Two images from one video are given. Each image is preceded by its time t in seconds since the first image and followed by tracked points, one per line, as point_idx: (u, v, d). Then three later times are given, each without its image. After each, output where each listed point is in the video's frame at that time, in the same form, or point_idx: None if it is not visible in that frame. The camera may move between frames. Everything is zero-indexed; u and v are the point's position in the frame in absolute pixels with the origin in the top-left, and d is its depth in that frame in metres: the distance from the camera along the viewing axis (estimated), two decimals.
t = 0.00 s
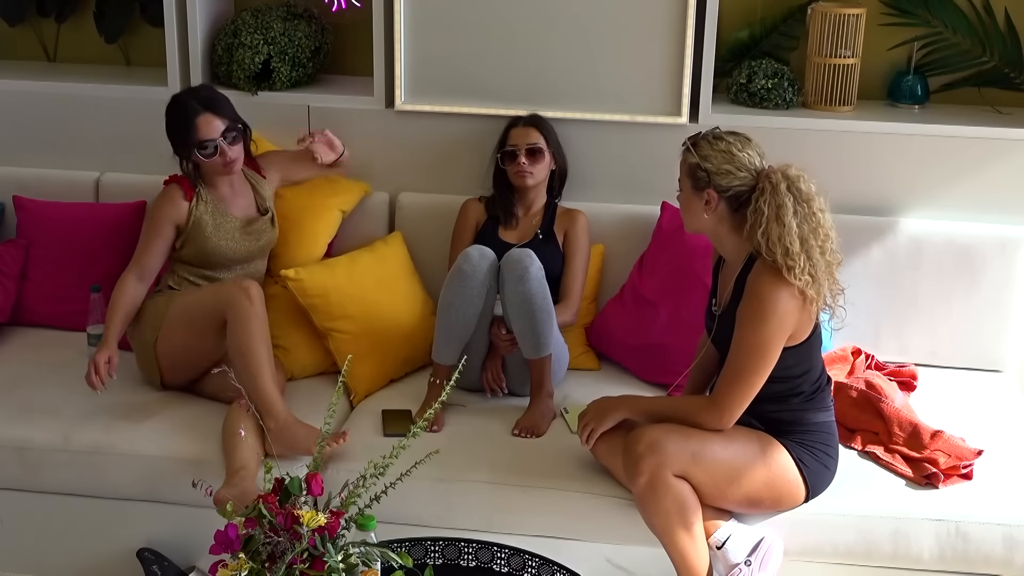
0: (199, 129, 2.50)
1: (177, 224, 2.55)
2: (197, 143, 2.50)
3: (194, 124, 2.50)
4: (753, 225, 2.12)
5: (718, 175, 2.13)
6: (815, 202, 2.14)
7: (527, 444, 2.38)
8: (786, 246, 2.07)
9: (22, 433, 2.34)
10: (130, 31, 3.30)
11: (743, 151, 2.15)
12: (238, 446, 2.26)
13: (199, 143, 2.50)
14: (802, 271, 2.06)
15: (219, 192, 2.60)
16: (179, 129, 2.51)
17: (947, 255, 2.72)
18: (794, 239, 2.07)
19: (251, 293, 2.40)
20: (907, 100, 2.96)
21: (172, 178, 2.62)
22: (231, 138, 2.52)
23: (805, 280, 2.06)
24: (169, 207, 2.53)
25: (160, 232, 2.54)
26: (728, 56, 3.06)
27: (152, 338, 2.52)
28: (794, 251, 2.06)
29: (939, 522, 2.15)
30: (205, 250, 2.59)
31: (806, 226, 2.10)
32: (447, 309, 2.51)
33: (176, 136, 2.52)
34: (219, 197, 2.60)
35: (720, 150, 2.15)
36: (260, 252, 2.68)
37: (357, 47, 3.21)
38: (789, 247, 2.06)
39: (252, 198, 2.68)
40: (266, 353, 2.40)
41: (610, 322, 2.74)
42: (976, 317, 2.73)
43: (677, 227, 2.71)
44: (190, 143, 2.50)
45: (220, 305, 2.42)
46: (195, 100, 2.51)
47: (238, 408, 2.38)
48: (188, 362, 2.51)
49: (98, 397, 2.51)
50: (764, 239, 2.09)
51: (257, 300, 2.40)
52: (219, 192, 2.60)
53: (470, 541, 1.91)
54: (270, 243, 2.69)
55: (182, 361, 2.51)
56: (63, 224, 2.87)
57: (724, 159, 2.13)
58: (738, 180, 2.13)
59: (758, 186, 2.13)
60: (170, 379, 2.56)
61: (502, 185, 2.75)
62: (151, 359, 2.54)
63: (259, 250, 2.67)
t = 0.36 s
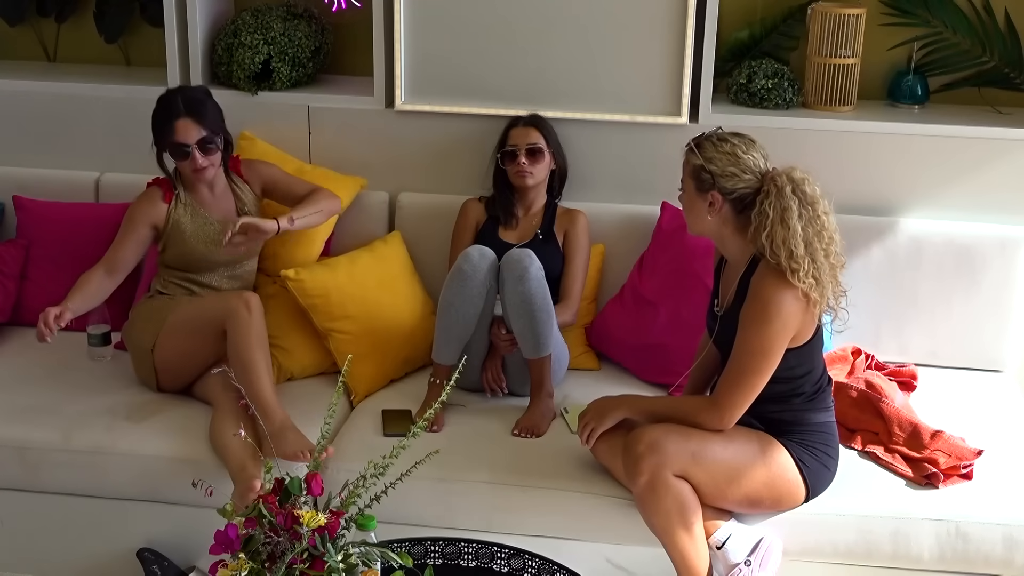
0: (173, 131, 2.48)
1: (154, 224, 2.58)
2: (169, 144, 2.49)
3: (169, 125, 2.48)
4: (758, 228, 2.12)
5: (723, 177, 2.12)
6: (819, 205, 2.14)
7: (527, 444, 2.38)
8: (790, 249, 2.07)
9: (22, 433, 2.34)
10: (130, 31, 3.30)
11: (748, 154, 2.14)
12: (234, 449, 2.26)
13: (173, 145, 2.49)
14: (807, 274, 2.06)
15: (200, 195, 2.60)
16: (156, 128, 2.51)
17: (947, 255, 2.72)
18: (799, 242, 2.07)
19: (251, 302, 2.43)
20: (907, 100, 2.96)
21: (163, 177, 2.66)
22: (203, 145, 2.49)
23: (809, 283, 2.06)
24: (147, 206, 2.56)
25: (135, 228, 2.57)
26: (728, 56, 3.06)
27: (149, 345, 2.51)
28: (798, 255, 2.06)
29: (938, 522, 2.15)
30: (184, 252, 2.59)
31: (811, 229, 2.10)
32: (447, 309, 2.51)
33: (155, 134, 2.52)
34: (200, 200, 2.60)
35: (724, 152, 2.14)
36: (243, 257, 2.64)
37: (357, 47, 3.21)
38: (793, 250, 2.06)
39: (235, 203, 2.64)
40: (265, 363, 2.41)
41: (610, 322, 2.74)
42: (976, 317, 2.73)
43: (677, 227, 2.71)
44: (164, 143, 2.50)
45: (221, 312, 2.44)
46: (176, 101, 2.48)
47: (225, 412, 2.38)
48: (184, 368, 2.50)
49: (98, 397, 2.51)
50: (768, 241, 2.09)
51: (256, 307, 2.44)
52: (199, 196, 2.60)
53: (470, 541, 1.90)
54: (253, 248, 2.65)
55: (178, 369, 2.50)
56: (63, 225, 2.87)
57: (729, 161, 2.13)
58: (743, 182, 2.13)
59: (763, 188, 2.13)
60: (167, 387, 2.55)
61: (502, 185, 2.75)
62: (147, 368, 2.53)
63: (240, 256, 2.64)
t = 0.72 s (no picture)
0: (166, 131, 2.43)
1: (138, 236, 2.57)
2: (162, 144, 2.44)
3: (163, 126, 2.44)
4: (763, 231, 2.12)
5: (730, 179, 2.13)
6: (826, 210, 2.14)
7: (527, 444, 2.38)
8: (795, 253, 2.06)
9: (22, 433, 2.34)
10: (130, 31, 3.30)
11: (754, 157, 2.14)
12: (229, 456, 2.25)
13: (165, 146, 2.44)
14: (810, 278, 2.06)
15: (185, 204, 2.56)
16: (150, 127, 2.46)
17: (947, 255, 2.72)
18: (804, 246, 2.07)
19: (229, 332, 2.37)
20: (907, 100, 2.96)
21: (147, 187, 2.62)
22: (196, 147, 2.44)
23: (813, 288, 2.06)
24: (129, 217, 2.56)
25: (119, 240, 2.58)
26: (728, 56, 3.06)
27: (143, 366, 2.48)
28: (803, 259, 2.06)
29: (939, 522, 2.15)
30: (164, 266, 2.55)
31: (816, 234, 2.10)
32: (447, 309, 2.51)
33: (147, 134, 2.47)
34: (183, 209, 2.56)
35: (731, 155, 2.14)
36: (227, 270, 2.58)
37: (357, 47, 3.21)
38: (798, 254, 2.06)
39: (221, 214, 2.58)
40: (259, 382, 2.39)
41: (610, 322, 2.74)
42: (976, 317, 2.73)
43: (677, 227, 2.71)
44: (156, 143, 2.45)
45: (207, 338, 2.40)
46: (173, 100, 2.44)
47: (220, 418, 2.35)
48: (179, 388, 2.47)
49: (100, 398, 2.51)
50: (773, 245, 2.09)
51: (236, 339, 2.38)
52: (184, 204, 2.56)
53: (470, 541, 1.90)
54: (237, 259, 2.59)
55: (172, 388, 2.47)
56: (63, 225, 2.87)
57: (736, 163, 2.13)
58: (749, 185, 2.13)
59: (769, 191, 2.13)
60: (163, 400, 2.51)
61: (502, 185, 2.75)
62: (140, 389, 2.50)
63: (225, 268, 2.58)
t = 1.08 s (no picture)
0: (144, 156, 2.35)
1: (119, 249, 2.49)
2: (139, 168, 2.37)
3: (141, 150, 2.35)
4: (770, 233, 2.11)
5: (737, 182, 2.13)
6: (833, 212, 2.14)
7: (527, 444, 2.38)
8: (802, 256, 2.06)
9: (22, 433, 2.34)
10: (130, 31, 3.30)
11: (762, 159, 2.14)
12: (226, 463, 2.25)
13: (143, 169, 2.36)
14: (817, 281, 2.06)
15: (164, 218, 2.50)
16: (130, 147, 2.38)
17: (948, 255, 2.72)
18: (811, 249, 2.06)
19: (217, 339, 2.35)
20: (907, 100, 2.96)
21: (125, 194, 2.54)
22: (175, 176, 2.36)
23: (819, 291, 2.06)
24: (109, 228, 2.47)
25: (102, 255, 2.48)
26: (728, 56, 3.06)
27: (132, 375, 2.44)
28: (810, 262, 2.06)
29: (939, 522, 2.15)
30: (145, 278, 2.48)
31: (824, 237, 2.10)
32: (447, 310, 2.51)
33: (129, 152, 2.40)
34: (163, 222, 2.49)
35: (739, 157, 2.14)
36: (209, 284, 2.54)
37: (357, 47, 3.21)
38: (805, 257, 2.06)
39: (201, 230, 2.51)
40: (251, 386, 2.37)
41: (610, 322, 2.74)
42: (976, 317, 2.73)
43: (677, 227, 2.71)
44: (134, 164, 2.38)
45: (196, 346, 2.37)
46: (157, 127, 2.35)
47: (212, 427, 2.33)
48: (171, 395, 2.44)
49: (98, 399, 2.51)
50: (780, 247, 2.08)
51: (224, 346, 2.35)
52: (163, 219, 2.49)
53: (470, 541, 1.90)
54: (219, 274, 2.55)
55: (161, 394, 2.44)
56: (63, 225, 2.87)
57: (744, 166, 2.13)
58: (757, 188, 2.13)
59: (777, 194, 2.13)
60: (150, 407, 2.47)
61: (502, 185, 2.75)
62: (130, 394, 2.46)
63: (207, 282, 2.53)
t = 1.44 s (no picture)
0: (121, 170, 2.33)
1: (105, 256, 2.47)
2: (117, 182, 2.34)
3: (119, 164, 2.33)
4: (782, 236, 2.11)
5: (749, 185, 2.12)
6: (844, 216, 2.14)
7: (527, 444, 2.38)
8: (814, 259, 2.06)
9: (21, 433, 2.34)
10: (130, 31, 3.30)
11: (775, 162, 2.14)
12: (225, 468, 2.25)
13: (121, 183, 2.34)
14: (828, 285, 2.06)
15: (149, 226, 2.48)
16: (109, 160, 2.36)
17: (948, 255, 2.72)
18: (824, 253, 2.06)
19: (199, 347, 2.29)
20: (907, 100, 2.96)
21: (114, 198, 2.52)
22: (152, 191, 2.33)
23: (829, 295, 2.06)
24: (94, 235, 2.45)
25: (89, 264, 2.47)
26: (728, 56, 3.06)
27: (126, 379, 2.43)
28: (822, 266, 2.05)
29: (938, 522, 2.15)
30: (131, 286, 2.47)
31: (835, 241, 2.10)
32: (448, 310, 2.51)
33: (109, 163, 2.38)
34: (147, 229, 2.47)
35: (752, 160, 2.13)
36: (194, 291, 2.52)
37: (357, 47, 3.21)
38: (817, 260, 2.05)
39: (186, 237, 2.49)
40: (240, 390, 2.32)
41: (611, 322, 2.74)
42: (976, 317, 2.73)
43: (678, 227, 2.71)
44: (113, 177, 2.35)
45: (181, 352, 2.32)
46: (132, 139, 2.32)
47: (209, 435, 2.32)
48: (164, 398, 2.43)
49: (98, 400, 2.51)
50: (792, 250, 2.08)
51: (207, 354, 2.30)
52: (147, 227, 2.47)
53: (470, 541, 1.90)
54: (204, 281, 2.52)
55: (155, 396, 2.42)
56: (62, 224, 2.87)
57: (757, 169, 2.12)
58: (769, 191, 2.13)
59: (789, 197, 2.13)
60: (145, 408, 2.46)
61: (502, 185, 2.76)
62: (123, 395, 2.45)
63: (193, 289, 2.52)
